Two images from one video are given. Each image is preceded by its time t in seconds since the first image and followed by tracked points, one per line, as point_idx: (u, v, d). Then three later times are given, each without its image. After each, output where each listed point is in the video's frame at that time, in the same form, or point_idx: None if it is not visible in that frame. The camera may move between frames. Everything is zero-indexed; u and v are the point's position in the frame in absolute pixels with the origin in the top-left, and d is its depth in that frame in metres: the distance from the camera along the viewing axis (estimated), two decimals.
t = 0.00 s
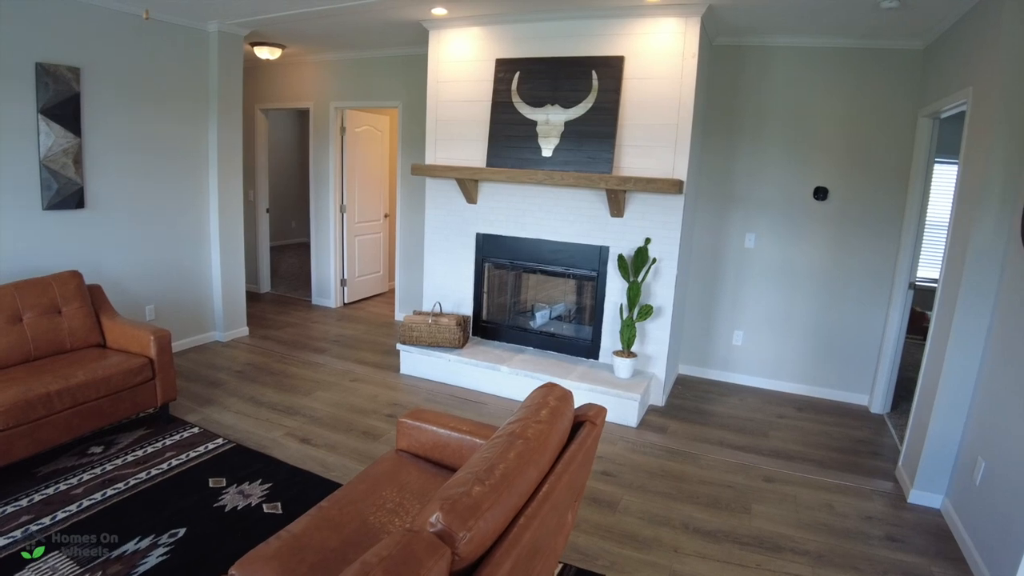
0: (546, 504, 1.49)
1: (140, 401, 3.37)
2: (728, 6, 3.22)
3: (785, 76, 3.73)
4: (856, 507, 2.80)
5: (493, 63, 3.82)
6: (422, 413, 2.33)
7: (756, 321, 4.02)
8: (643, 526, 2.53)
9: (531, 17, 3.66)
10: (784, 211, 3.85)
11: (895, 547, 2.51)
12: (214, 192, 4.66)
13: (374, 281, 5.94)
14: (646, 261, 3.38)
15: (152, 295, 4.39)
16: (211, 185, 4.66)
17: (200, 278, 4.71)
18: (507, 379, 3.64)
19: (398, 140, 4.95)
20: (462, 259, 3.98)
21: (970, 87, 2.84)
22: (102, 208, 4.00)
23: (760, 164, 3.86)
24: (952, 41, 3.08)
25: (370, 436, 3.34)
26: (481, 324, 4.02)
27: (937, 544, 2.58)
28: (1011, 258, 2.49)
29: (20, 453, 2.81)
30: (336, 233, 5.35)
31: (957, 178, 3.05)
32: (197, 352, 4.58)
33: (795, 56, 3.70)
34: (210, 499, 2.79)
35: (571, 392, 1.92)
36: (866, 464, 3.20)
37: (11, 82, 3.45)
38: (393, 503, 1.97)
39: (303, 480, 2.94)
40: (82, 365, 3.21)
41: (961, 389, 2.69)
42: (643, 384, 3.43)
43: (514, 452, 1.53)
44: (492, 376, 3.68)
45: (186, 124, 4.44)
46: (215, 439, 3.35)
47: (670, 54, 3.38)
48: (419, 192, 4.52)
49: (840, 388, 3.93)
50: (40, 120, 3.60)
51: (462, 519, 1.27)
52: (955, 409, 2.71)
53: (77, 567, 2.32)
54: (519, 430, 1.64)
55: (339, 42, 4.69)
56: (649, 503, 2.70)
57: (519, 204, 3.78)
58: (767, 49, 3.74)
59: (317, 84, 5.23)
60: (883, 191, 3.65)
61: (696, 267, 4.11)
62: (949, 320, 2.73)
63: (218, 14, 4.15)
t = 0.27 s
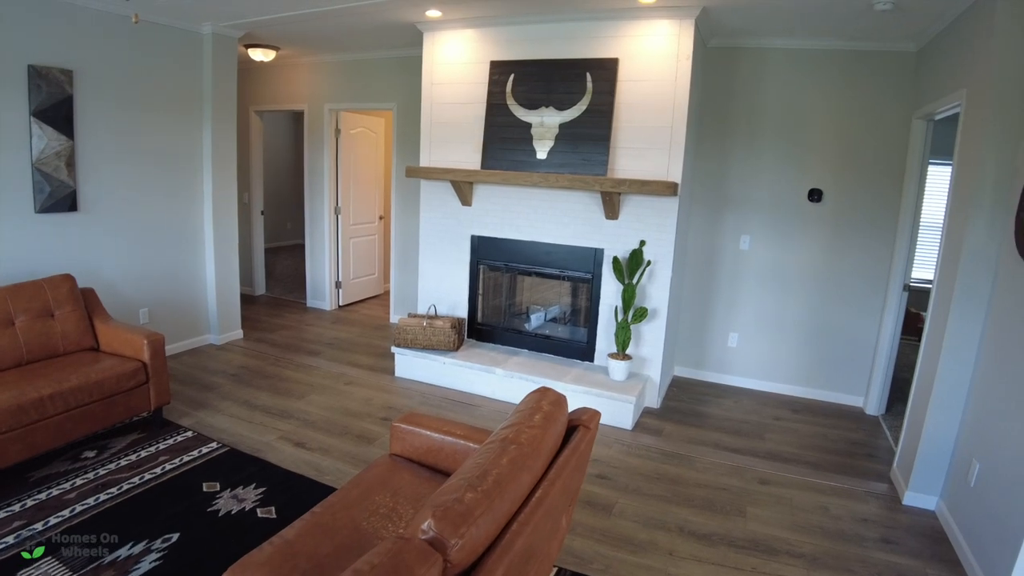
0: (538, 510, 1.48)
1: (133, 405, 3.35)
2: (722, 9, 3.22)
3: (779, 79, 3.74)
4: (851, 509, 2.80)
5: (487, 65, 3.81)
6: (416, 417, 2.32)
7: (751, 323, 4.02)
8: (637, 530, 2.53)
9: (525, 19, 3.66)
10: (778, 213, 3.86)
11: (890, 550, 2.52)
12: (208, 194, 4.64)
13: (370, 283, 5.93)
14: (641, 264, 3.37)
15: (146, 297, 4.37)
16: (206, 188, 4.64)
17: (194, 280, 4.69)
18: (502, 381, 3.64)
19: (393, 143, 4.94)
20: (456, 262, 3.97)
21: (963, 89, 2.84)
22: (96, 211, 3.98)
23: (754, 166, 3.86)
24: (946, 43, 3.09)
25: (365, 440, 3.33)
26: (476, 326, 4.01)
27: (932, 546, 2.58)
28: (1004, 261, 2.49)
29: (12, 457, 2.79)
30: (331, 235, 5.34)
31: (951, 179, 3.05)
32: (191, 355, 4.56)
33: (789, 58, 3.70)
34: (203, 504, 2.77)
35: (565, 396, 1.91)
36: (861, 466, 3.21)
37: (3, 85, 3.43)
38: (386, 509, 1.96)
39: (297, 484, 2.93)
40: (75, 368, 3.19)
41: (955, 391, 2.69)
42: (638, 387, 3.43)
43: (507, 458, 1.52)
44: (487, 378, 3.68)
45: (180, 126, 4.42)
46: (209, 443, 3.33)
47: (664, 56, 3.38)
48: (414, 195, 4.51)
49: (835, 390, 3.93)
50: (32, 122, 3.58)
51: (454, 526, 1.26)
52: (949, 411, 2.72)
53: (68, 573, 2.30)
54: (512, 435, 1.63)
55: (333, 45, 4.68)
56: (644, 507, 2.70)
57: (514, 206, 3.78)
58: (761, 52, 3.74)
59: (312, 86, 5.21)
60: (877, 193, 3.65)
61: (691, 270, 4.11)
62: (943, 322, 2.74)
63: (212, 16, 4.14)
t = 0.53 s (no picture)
0: (535, 512, 1.48)
1: (131, 408, 3.35)
2: (719, 10, 3.23)
3: (776, 79, 3.75)
4: (848, 510, 2.81)
5: (484, 67, 3.82)
6: (413, 419, 2.32)
7: (749, 324, 4.03)
8: (635, 531, 2.53)
9: (521, 21, 3.67)
10: (775, 214, 3.86)
11: (887, 550, 2.52)
12: (205, 197, 4.64)
13: (367, 285, 5.93)
14: (638, 265, 3.38)
15: (143, 300, 4.36)
16: (203, 190, 4.63)
17: (192, 283, 4.68)
18: (500, 383, 3.64)
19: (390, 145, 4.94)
20: (453, 263, 3.97)
21: (959, 90, 2.85)
22: (93, 213, 3.97)
23: (751, 167, 3.87)
24: (941, 44, 3.10)
25: (362, 442, 3.33)
26: (473, 328, 4.01)
27: (929, 546, 2.58)
28: (1000, 261, 2.50)
29: (8, 461, 2.79)
30: (328, 237, 5.33)
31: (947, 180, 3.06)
32: (189, 358, 4.56)
33: (785, 59, 3.71)
34: (201, 506, 2.77)
35: (562, 398, 1.91)
36: (858, 466, 3.21)
37: None
38: (383, 511, 1.96)
39: (294, 487, 2.92)
40: (72, 371, 3.18)
41: (951, 391, 2.70)
42: (636, 388, 3.44)
43: (504, 460, 1.52)
44: (484, 380, 3.67)
45: (177, 129, 4.42)
46: (206, 445, 3.33)
47: (661, 58, 3.39)
48: (411, 196, 4.51)
49: (833, 390, 3.94)
50: (29, 125, 3.57)
51: (450, 528, 1.26)
52: (946, 411, 2.72)
53: None
54: (509, 437, 1.63)
55: (330, 47, 4.68)
56: (641, 508, 2.70)
57: (511, 207, 3.78)
58: (758, 53, 3.75)
59: (309, 88, 5.21)
60: (874, 193, 3.66)
61: (688, 271, 4.11)
62: (939, 322, 2.74)
63: (208, 18, 4.14)
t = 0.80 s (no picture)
0: (535, 514, 1.48)
1: (130, 411, 3.35)
2: (716, 13, 3.24)
3: (773, 82, 3.76)
4: (847, 510, 2.82)
5: (481, 70, 3.83)
6: (413, 422, 2.32)
7: (747, 325, 4.04)
8: (634, 533, 2.53)
9: (519, 24, 3.68)
10: (773, 215, 3.88)
11: (886, 550, 2.53)
12: (204, 200, 4.64)
13: (366, 287, 5.93)
14: (636, 267, 3.39)
15: (142, 303, 4.37)
16: (202, 193, 4.64)
17: (191, 286, 4.69)
18: (499, 385, 3.64)
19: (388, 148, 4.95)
20: (452, 266, 3.98)
21: (955, 91, 2.87)
22: (92, 217, 3.98)
23: (749, 169, 3.88)
24: (938, 46, 3.11)
25: (362, 444, 3.33)
26: (472, 330, 4.02)
27: (927, 546, 2.59)
28: (996, 262, 2.52)
29: (8, 465, 2.79)
30: (327, 239, 5.34)
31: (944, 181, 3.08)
32: (188, 361, 4.56)
33: (782, 62, 3.73)
34: (201, 510, 2.77)
35: (562, 400, 1.92)
36: (857, 467, 3.22)
37: None
38: (384, 513, 1.97)
39: (294, 489, 2.93)
40: (71, 375, 3.18)
41: (949, 392, 2.71)
42: (635, 390, 3.44)
43: (504, 462, 1.53)
44: (483, 382, 3.68)
45: (176, 132, 4.43)
46: (206, 449, 3.33)
47: (658, 60, 3.40)
48: (409, 199, 4.52)
49: (831, 391, 3.95)
50: (28, 129, 3.58)
51: (451, 530, 1.27)
52: (944, 412, 2.74)
53: None
54: (509, 440, 1.64)
55: (328, 50, 4.69)
56: (641, 510, 2.70)
57: (509, 210, 3.79)
58: (755, 56, 3.77)
59: (307, 91, 5.22)
60: (871, 195, 3.67)
61: (686, 273, 4.12)
62: (937, 323, 2.76)
63: (207, 22, 4.14)
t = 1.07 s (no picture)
0: (536, 516, 1.48)
1: (129, 414, 3.34)
2: (714, 15, 3.25)
3: (772, 83, 3.77)
4: (847, 511, 2.82)
5: (480, 72, 3.83)
6: (413, 424, 2.32)
7: (746, 327, 4.04)
8: (635, 534, 2.53)
9: (518, 26, 3.68)
10: (772, 216, 3.88)
11: (886, 551, 2.53)
12: (203, 202, 4.64)
13: (365, 290, 5.93)
14: (636, 268, 3.39)
15: (141, 306, 4.36)
16: (201, 195, 4.64)
17: (190, 288, 4.68)
18: (499, 387, 3.64)
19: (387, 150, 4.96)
20: (452, 268, 3.98)
21: (954, 92, 2.87)
22: (91, 219, 3.98)
23: (747, 171, 3.88)
24: (936, 47, 3.12)
25: (362, 447, 3.33)
26: (472, 332, 4.01)
27: (927, 547, 2.59)
28: (996, 263, 2.52)
29: (6, 468, 2.78)
30: (326, 242, 5.34)
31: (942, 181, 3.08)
32: (188, 364, 4.55)
33: (780, 63, 3.73)
34: (200, 512, 2.76)
35: (562, 402, 1.92)
36: (856, 468, 3.22)
37: None
38: (384, 516, 1.97)
39: (294, 492, 2.92)
40: (70, 378, 3.18)
41: (948, 392, 2.72)
42: (634, 391, 3.44)
43: (504, 464, 1.52)
44: (483, 384, 3.68)
45: (174, 134, 4.42)
46: (205, 451, 3.32)
47: (657, 62, 3.41)
48: (408, 201, 4.52)
49: (831, 392, 3.95)
50: (27, 131, 3.57)
51: (451, 533, 1.26)
52: (943, 412, 2.74)
53: None
54: (509, 442, 1.64)
55: (327, 52, 4.69)
56: (641, 511, 2.70)
57: (508, 212, 3.79)
58: (753, 57, 3.77)
59: (306, 94, 5.22)
60: (870, 195, 3.68)
61: (686, 274, 4.13)
62: (936, 324, 2.76)
63: (206, 24, 4.15)
